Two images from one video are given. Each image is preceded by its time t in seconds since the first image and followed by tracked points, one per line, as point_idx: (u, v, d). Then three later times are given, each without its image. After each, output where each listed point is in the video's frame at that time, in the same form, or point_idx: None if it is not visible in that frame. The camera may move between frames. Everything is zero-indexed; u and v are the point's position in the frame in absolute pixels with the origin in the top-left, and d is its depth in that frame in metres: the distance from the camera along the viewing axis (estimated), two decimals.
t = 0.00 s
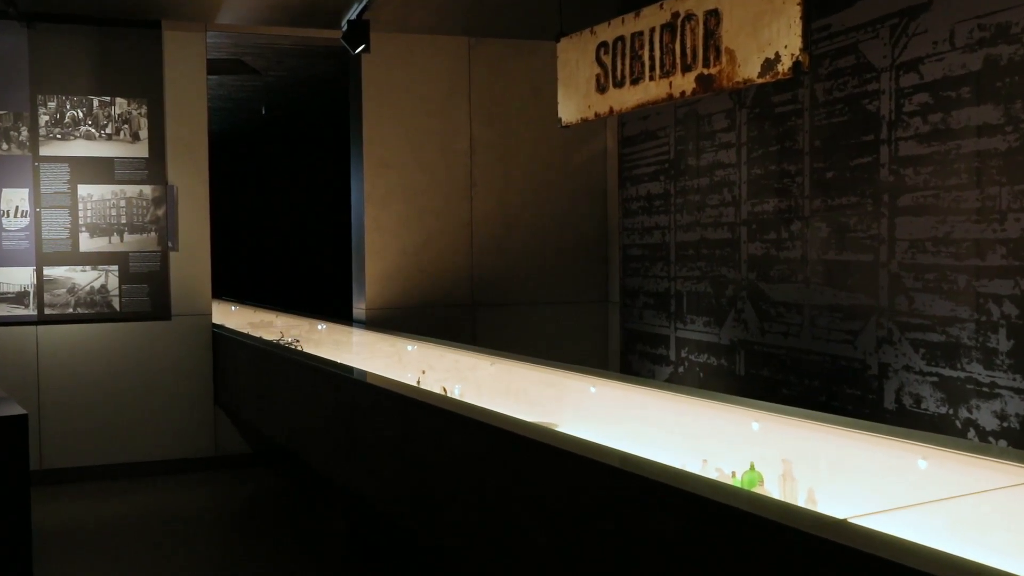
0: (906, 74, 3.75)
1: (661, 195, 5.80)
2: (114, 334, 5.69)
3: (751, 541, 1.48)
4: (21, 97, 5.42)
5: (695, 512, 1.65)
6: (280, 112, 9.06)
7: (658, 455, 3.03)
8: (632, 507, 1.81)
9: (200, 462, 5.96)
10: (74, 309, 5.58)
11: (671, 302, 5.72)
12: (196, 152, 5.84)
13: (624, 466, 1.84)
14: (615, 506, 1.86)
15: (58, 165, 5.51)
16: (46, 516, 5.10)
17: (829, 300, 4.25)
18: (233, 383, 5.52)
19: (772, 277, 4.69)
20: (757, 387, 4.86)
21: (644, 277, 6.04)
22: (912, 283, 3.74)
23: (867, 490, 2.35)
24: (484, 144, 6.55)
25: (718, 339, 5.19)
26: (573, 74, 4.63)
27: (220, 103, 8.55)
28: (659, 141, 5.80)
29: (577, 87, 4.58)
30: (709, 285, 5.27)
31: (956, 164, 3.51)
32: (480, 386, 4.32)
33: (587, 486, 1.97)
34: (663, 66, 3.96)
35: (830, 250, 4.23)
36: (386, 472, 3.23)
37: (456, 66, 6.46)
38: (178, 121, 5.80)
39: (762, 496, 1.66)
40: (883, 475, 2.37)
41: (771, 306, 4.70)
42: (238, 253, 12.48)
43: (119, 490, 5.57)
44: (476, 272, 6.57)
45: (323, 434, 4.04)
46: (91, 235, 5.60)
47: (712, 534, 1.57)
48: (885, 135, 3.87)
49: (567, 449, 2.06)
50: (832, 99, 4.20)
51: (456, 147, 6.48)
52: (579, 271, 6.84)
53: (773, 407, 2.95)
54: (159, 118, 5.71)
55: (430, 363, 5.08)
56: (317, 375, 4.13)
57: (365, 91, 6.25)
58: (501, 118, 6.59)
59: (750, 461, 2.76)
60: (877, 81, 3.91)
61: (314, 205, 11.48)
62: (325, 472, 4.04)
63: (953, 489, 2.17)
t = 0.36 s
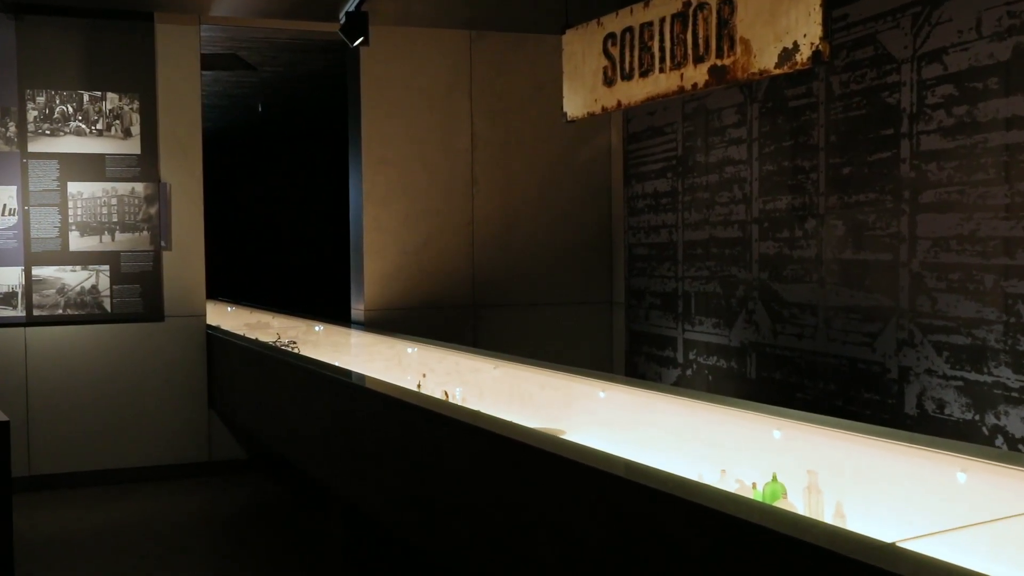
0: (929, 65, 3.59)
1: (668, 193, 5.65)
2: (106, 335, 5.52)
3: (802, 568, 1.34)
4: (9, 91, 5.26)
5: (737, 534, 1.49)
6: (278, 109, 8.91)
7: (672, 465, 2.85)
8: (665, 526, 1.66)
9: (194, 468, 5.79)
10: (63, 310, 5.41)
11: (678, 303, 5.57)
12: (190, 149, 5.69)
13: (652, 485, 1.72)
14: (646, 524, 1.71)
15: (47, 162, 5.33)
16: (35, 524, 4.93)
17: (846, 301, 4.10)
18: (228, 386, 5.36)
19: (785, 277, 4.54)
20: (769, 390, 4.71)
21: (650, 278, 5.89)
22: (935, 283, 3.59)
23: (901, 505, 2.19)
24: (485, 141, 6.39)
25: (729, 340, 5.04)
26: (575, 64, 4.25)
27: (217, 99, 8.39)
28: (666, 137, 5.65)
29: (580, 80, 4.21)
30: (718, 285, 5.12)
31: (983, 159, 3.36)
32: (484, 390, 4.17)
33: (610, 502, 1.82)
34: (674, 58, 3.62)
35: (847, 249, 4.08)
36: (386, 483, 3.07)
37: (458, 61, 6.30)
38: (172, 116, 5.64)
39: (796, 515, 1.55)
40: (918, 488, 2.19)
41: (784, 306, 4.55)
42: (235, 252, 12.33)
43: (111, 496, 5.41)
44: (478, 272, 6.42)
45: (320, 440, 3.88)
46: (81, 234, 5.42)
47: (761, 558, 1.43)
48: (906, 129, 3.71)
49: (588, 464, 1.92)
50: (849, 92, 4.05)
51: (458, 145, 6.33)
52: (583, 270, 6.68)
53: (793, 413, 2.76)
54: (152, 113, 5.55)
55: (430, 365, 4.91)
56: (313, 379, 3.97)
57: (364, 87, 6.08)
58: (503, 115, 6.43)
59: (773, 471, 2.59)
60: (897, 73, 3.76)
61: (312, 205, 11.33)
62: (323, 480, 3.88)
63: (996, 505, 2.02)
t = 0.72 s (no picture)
0: (952, 55, 3.43)
1: (674, 191, 5.49)
2: (95, 338, 5.35)
3: None
4: None
5: (781, 563, 1.33)
6: (274, 106, 8.74)
7: (684, 477, 2.65)
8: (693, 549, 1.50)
9: (186, 474, 5.62)
10: (51, 311, 5.23)
11: (685, 304, 5.41)
12: (182, 146, 5.51)
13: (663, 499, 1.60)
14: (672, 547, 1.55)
15: (33, 159, 5.15)
16: (20, 533, 4.76)
17: (862, 302, 3.93)
18: (221, 390, 5.19)
19: (797, 277, 4.38)
20: (780, 394, 4.54)
21: (656, 278, 5.74)
22: (958, 283, 3.43)
23: (938, 522, 1.98)
24: (485, 138, 6.23)
25: (738, 343, 4.88)
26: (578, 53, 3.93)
27: (211, 96, 8.22)
28: (672, 133, 5.50)
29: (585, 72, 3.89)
30: (727, 285, 4.96)
31: (1010, 152, 3.20)
32: (485, 395, 4.00)
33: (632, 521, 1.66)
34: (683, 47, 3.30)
35: (863, 247, 3.92)
36: (382, 495, 2.90)
37: (457, 56, 6.14)
38: (163, 112, 5.47)
39: (833, 538, 1.40)
40: (957, 502, 2.00)
41: (797, 308, 4.39)
42: (231, 253, 12.16)
43: (100, 504, 5.23)
44: (479, 273, 6.25)
45: (314, 448, 3.72)
46: (69, 233, 5.24)
47: None
48: (928, 121, 3.55)
49: (595, 476, 1.80)
50: (865, 83, 3.88)
51: (457, 141, 6.16)
52: (586, 271, 6.52)
53: (814, 421, 2.55)
54: (142, 108, 5.37)
55: (430, 368, 4.73)
56: (306, 383, 3.81)
57: (360, 82, 5.92)
58: (504, 111, 6.26)
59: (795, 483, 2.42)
60: (918, 63, 3.59)
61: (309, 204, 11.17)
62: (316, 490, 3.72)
63: None
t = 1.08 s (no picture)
0: (980, 45, 3.26)
1: (684, 189, 5.34)
2: (87, 341, 5.19)
3: None
4: None
5: None
6: (274, 103, 8.59)
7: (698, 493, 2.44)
8: None
9: (181, 481, 5.46)
10: (41, 313, 5.07)
11: (694, 305, 5.25)
12: (177, 142, 5.35)
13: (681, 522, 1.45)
14: None
15: (23, 155, 5.00)
16: (9, 541, 4.61)
17: (883, 304, 3.77)
18: (216, 394, 5.04)
19: (813, 278, 4.23)
20: (796, 400, 4.39)
21: (665, 279, 5.58)
22: (986, 285, 3.27)
23: (983, 543, 1.77)
24: (488, 135, 6.07)
25: (751, 346, 4.73)
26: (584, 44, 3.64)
27: (210, 93, 8.08)
28: (681, 129, 5.34)
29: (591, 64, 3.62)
30: (739, 287, 4.81)
31: None
32: (489, 401, 3.84)
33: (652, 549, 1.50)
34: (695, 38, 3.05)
35: (883, 247, 3.76)
36: (381, 509, 2.74)
37: (460, 50, 5.98)
38: (156, 107, 5.30)
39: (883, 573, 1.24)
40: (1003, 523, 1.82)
41: (813, 310, 4.23)
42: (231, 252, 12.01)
43: (92, 511, 5.08)
44: (482, 273, 6.09)
45: (311, 458, 3.56)
46: (59, 232, 5.08)
47: None
48: (954, 115, 3.39)
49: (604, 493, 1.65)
50: (886, 76, 3.72)
51: (459, 138, 6.00)
52: (592, 271, 6.35)
53: (834, 428, 2.26)
54: (136, 104, 5.21)
55: (433, 373, 4.54)
56: (302, 389, 3.65)
57: (360, 77, 5.76)
58: (508, 107, 6.10)
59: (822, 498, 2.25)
60: (943, 55, 3.43)
61: (310, 204, 11.02)
62: (313, 500, 3.56)
63: None
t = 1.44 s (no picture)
0: (1017, 37, 3.09)
1: (698, 189, 5.17)
2: (84, 346, 5.04)
3: None
4: None
5: None
6: (279, 102, 8.45)
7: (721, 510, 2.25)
8: None
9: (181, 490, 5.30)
10: (37, 318, 4.92)
11: (710, 309, 5.09)
12: (177, 141, 5.20)
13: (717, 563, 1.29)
14: None
15: (19, 155, 4.85)
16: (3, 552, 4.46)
17: (911, 310, 3.60)
18: (217, 402, 4.89)
19: (836, 282, 4.05)
20: (817, 409, 4.22)
21: (679, 282, 5.42)
22: None
23: None
24: (497, 133, 5.91)
25: (769, 352, 4.56)
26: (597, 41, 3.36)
27: (212, 92, 7.93)
28: (696, 127, 5.17)
29: (604, 59, 3.35)
30: (758, 291, 4.64)
31: None
32: (497, 409, 3.67)
33: None
34: (713, 30, 2.79)
35: (912, 250, 3.59)
36: (384, 530, 2.58)
37: (468, 47, 5.82)
38: (155, 105, 5.15)
39: None
40: None
41: (835, 315, 4.05)
42: (237, 253, 11.89)
43: (89, 520, 4.93)
44: (490, 275, 5.93)
45: (312, 471, 3.40)
46: (56, 234, 4.93)
47: None
48: (989, 111, 3.21)
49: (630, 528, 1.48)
50: (915, 70, 3.54)
51: (467, 137, 5.85)
52: (603, 274, 6.19)
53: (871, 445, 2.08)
54: (135, 102, 5.07)
55: (440, 379, 4.37)
56: (302, 399, 3.49)
57: (365, 74, 5.61)
58: (517, 104, 5.94)
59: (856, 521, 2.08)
60: (977, 48, 3.26)
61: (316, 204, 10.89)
62: (314, 515, 3.40)
63: None
